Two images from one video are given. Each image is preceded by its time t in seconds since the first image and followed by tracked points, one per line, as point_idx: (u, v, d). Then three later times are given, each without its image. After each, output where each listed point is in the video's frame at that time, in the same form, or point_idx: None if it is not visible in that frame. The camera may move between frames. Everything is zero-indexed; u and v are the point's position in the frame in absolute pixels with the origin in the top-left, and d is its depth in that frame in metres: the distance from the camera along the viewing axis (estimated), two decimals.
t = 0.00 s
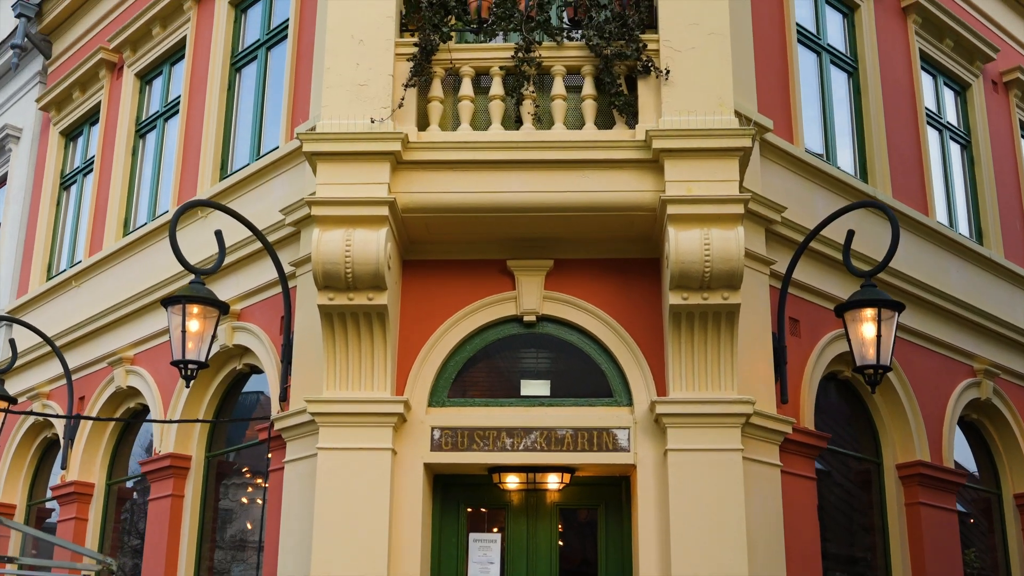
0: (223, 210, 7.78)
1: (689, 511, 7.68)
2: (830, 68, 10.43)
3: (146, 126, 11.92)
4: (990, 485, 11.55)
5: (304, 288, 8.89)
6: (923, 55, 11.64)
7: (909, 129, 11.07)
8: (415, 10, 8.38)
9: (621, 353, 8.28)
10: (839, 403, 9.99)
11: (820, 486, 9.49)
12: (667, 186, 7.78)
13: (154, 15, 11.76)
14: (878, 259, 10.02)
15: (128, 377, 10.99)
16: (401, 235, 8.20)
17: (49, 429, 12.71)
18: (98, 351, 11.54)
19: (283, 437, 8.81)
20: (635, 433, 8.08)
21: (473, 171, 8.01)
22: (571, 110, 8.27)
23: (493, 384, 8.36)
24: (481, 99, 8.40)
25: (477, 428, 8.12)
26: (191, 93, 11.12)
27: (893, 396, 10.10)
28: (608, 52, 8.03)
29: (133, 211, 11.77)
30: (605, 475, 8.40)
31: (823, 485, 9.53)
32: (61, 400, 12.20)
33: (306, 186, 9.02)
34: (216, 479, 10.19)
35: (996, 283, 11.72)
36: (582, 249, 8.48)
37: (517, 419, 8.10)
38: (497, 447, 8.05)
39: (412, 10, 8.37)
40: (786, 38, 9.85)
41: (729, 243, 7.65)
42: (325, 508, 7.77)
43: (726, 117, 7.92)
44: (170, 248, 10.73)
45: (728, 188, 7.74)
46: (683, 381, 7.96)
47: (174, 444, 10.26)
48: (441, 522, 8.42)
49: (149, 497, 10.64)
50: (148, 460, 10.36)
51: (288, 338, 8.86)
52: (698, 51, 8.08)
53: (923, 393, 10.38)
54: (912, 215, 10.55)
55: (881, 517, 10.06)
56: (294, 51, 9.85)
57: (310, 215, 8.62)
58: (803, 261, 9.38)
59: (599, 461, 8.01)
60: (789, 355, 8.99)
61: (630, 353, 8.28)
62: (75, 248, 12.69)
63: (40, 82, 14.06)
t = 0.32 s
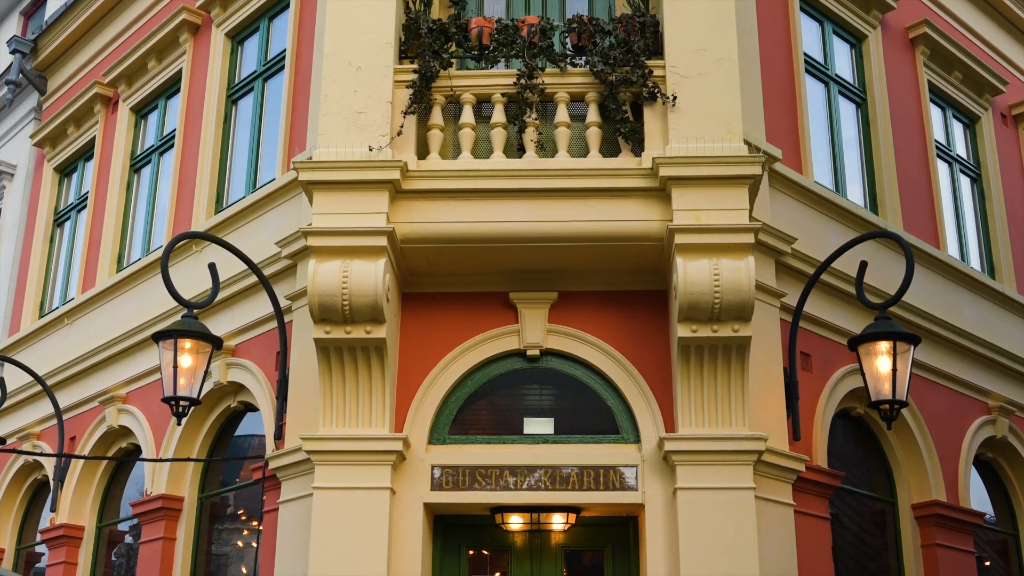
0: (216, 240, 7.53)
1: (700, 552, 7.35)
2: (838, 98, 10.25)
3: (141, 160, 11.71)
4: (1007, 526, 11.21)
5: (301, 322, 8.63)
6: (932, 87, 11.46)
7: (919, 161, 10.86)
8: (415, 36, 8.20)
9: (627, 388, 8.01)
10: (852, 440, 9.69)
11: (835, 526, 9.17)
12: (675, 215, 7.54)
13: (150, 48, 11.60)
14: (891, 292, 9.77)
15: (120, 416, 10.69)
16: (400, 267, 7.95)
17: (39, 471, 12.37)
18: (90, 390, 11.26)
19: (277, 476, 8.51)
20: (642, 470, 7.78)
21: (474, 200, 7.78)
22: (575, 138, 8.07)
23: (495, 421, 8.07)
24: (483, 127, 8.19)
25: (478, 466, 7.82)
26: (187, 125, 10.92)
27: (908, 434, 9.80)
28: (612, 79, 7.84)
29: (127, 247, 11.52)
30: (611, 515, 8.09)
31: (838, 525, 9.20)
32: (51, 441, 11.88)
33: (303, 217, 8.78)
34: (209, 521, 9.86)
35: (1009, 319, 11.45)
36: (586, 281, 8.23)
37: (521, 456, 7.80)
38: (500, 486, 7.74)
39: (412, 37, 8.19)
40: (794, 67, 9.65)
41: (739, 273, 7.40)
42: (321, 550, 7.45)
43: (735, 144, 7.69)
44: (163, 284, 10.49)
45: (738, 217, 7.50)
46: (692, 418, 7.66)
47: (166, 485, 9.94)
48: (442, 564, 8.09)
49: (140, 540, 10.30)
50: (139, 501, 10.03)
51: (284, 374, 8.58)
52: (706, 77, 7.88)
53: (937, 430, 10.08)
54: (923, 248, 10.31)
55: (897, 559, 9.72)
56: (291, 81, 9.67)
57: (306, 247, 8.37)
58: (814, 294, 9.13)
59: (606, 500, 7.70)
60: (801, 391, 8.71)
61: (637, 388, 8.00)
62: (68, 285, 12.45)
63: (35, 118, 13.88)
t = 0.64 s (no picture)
0: (208, 270, 7.29)
1: None
2: (845, 127, 10.06)
3: (135, 194, 11.51)
4: None
5: (296, 355, 8.38)
6: (939, 116, 11.29)
7: (928, 191, 10.65)
8: (414, 61, 8.02)
9: (633, 423, 7.74)
10: (864, 477, 9.38)
11: (850, 565, 8.84)
12: (682, 242, 7.31)
13: (145, 80, 11.43)
14: (902, 324, 9.53)
15: (111, 454, 10.39)
16: (398, 297, 7.71)
17: (28, 511, 12.04)
18: (80, 428, 10.97)
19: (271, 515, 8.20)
20: (650, 507, 7.48)
21: (475, 228, 7.55)
22: (578, 164, 7.89)
23: (497, 456, 7.78)
24: (484, 153, 7.99)
25: (479, 504, 7.53)
26: (181, 158, 10.71)
27: (922, 471, 9.50)
28: (617, 102, 7.64)
29: (120, 281, 11.29)
30: (617, 554, 7.78)
31: (853, 565, 8.87)
32: (41, 481, 11.57)
33: (299, 247, 8.55)
34: (201, 562, 9.54)
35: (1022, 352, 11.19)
36: (591, 311, 7.99)
37: (524, 493, 7.52)
38: (503, 524, 7.46)
39: (410, 61, 8.02)
40: (800, 94, 9.47)
41: (749, 301, 7.16)
42: None
43: (743, 169, 7.48)
44: (155, 319, 10.24)
45: (747, 243, 7.27)
46: (701, 452, 7.38)
47: (157, 525, 9.61)
48: None
49: None
50: (129, 542, 9.70)
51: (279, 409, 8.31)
52: (712, 100, 7.68)
53: (952, 467, 9.79)
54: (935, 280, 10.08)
55: None
56: (287, 110, 9.46)
57: (302, 278, 8.13)
58: (824, 325, 8.88)
59: (612, 539, 7.40)
60: (813, 425, 8.44)
61: (644, 422, 7.73)
62: (60, 321, 12.20)
63: (28, 154, 13.69)
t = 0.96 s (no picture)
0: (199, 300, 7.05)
1: None
2: (851, 155, 9.88)
3: (128, 227, 11.31)
4: None
5: (290, 388, 8.14)
6: (945, 146, 11.13)
7: (936, 220, 10.45)
8: (412, 86, 7.86)
9: (638, 457, 7.48)
10: (876, 512, 9.10)
11: None
12: (688, 269, 7.10)
13: (139, 111, 11.27)
14: (913, 356, 9.30)
15: (100, 492, 10.10)
16: (395, 327, 7.47)
17: (16, 552, 11.72)
18: (70, 466, 10.69)
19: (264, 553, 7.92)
20: (656, 543, 7.21)
21: (474, 255, 7.34)
22: (580, 191, 7.68)
23: (497, 491, 7.51)
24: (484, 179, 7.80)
25: (479, 541, 7.26)
26: (174, 191, 10.51)
27: (935, 506, 9.22)
28: (620, 127, 7.47)
29: (111, 316, 11.06)
30: None
31: None
32: (30, 522, 11.26)
33: (294, 277, 8.34)
34: None
35: None
36: (594, 341, 7.76)
37: (525, 530, 7.25)
38: (503, 562, 7.19)
39: (408, 86, 7.86)
40: (805, 121, 9.31)
41: (758, 329, 6.93)
42: None
43: (750, 194, 7.28)
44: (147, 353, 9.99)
45: (755, 270, 7.06)
46: (709, 486, 7.12)
47: (147, 565, 9.30)
48: None
49: None
50: None
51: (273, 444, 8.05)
52: (718, 124, 7.51)
53: (965, 503, 9.51)
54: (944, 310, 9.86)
55: None
56: (282, 139, 9.29)
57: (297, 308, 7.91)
58: (833, 356, 8.65)
59: None
60: (823, 459, 8.18)
61: (649, 455, 7.47)
62: (51, 357, 11.95)
63: (21, 188, 13.52)
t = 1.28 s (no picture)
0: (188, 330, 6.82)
1: None
2: (855, 185, 9.72)
3: (119, 261, 11.11)
4: None
5: (283, 423, 7.90)
6: (950, 177, 10.98)
7: (943, 251, 10.26)
8: (407, 111, 7.70)
9: (642, 492, 7.23)
10: (889, 550, 8.82)
11: None
12: (693, 296, 6.89)
13: (131, 144, 11.11)
14: (922, 389, 9.08)
15: (89, 533, 9.82)
16: (390, 359, 7.25)
17: None
18: (57, 507, 10.41)
19: None
20: None
21: (472, 284, 7.14)
22: (581, 218, 7.50)
23: (497, 528, 7.25)
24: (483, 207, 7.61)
25: None
26: (167, 224, 10.32)
27: (948, 543, 8.95)
28: (621, 152, 7.30)
29: (102, 352, 10.83)
30: None
31: None
32: (17, 564, 10.96)
33: (288, 308, 8.14)
34: None
35: None
36: (596, 373, 7.54)
37: (526, 568, 6.99)
38: None
39: (404, 112, 7.69)
40: (809, 151, 9.13)
41: (765, 359, 6.71)
42: None
43: (756, 220, 7.09)
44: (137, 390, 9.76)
45: (761, 297, 6.86)
46: (717, 521, 6.86)
47: None
48: None
49: None
50: None
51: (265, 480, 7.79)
52: (721, 149, 7.34)
53: (978, 540, 9.24)
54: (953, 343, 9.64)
55: None
56: (276, 169, 9.12)
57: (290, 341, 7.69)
58: (841, 389, 8.42)
59: None
60: (833, 494, 7.93)
61: (654, 489, 7.22)
62: (40, 395, 11.70)
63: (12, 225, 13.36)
